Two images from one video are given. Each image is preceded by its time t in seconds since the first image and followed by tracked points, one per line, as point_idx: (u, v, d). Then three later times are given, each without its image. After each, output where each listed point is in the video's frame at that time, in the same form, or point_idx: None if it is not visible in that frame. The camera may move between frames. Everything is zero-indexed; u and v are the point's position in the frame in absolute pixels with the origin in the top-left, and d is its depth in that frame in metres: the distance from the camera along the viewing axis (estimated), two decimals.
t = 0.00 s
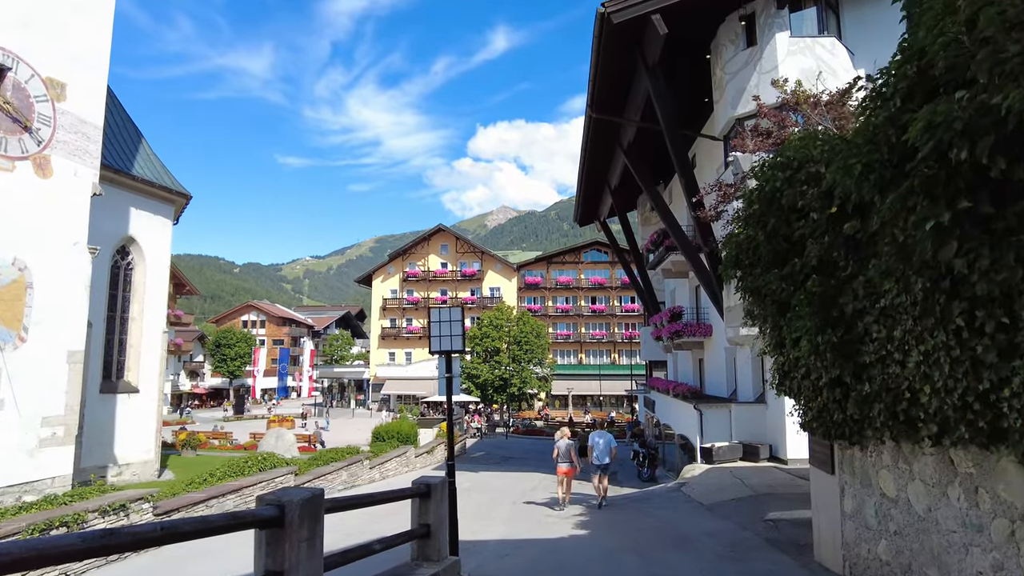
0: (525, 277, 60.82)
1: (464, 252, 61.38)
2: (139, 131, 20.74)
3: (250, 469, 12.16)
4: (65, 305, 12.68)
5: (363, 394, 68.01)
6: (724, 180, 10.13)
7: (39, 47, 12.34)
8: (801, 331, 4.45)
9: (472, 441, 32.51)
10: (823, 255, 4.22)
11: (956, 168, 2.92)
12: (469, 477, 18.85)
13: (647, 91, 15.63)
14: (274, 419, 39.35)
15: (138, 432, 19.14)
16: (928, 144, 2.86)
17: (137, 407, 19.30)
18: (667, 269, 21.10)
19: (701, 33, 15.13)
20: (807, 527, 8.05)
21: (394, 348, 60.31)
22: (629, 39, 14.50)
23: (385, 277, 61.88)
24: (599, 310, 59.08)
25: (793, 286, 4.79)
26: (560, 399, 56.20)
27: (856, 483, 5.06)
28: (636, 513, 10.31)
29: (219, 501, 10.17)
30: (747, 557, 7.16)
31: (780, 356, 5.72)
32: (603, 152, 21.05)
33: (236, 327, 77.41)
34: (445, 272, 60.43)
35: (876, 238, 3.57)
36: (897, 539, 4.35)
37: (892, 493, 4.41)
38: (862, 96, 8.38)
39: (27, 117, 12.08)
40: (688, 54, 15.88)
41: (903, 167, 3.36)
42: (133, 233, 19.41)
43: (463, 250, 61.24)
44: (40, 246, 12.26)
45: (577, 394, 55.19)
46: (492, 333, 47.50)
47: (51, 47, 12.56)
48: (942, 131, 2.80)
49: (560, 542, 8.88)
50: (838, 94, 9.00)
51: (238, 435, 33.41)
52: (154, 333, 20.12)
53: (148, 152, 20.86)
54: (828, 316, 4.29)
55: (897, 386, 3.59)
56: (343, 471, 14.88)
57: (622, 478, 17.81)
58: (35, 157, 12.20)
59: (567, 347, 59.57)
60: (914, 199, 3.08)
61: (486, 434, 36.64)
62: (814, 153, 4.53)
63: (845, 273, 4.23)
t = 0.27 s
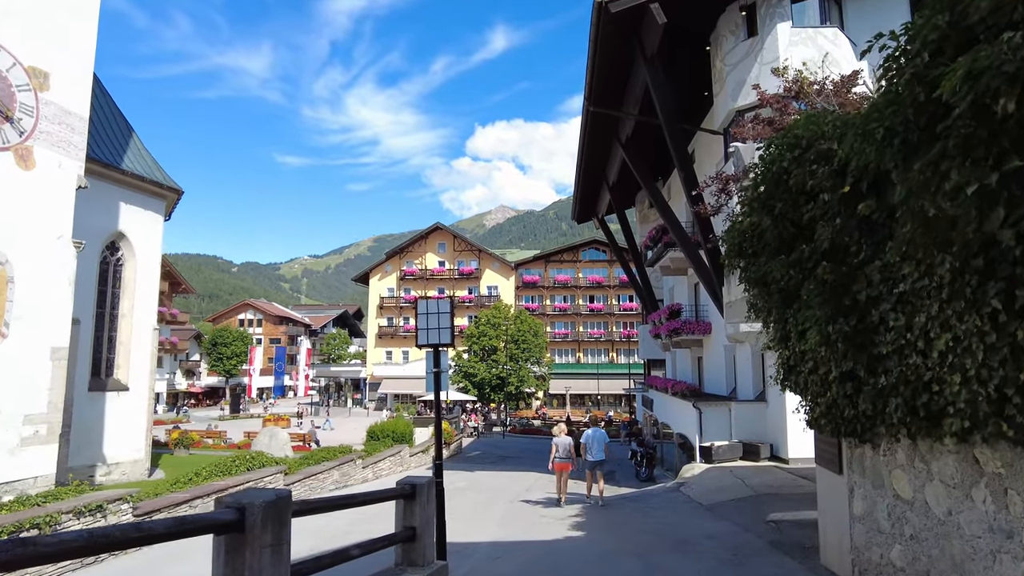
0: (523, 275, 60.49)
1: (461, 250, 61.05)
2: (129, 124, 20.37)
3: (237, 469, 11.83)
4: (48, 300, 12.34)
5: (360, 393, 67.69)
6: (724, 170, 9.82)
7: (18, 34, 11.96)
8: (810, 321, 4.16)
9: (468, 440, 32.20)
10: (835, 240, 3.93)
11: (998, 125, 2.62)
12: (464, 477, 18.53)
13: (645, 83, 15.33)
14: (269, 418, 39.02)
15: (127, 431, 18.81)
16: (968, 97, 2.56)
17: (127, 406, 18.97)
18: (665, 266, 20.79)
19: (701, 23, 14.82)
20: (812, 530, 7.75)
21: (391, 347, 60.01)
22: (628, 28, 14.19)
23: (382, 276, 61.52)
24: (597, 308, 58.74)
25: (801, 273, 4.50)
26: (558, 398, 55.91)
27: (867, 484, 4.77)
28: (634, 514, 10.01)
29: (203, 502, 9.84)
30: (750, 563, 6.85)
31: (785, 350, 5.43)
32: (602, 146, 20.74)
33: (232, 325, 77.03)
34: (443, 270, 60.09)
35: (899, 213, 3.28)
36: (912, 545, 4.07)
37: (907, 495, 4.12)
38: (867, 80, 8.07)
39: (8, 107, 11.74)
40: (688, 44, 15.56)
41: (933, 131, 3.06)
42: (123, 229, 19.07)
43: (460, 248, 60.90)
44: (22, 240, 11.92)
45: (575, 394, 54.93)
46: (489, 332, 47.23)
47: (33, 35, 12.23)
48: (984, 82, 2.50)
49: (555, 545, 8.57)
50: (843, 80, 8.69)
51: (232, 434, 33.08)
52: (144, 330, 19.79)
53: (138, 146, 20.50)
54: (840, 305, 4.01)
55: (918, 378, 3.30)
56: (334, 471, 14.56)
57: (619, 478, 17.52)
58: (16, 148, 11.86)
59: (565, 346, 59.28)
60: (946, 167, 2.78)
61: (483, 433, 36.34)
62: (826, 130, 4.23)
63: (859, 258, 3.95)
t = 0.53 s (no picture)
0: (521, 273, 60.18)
1: (459, 249, 60.75)
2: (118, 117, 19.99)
3: (224, 467, 11.54)
4: (30, 294, 12.01)
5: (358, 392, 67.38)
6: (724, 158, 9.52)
7: None
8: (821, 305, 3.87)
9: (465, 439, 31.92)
10: (848, 216, 3.64)
11: None
12: (459, 475, 18.25)
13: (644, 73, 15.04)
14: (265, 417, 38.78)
15: (116, 430, 18.49)
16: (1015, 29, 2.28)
17: (116, 404, 18.66)
18: (664, 262, 20.48)
19: (702, 12, 14.53)
20: (816, 529, 7.44)
21: (389, 346, 59.75)
22: (627, 16, 13.91)
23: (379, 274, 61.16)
24: (595, 307, 58.43)
25: (810, 254, 4.21)
26: (556, 396, 55.64)
27: (880, 481, 4.47)
28: (632, 513, 9.72)
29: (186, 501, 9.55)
30: (752, 564, 6.55)
31: (791, 340, 5.14)
32: (599, 140, 20.45)
33: (229, 324, 76.69)
34: (440, 268, 59.77)
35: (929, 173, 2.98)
36: (931, 547, 3.76)
37: (925, 493, 3.82)
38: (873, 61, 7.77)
39: None
40: (689, 34, 15.27)
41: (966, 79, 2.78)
42: (112, 223, 18.74)
43: (458, 246, 60.56)
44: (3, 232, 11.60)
45: (573, 392, 54.66)
46: (487, 332, 47.12)
47: (15, 20, 11.92)
48: None
49: (549, 545, 8.26)
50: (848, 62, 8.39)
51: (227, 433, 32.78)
52: (135, 326, 19.47)
53: (129, 140, 20.13)
54: (853, 287, 3.71)
55: (944, 362, 3.01)
56: (326, 469, 14.26)
57: (618, 477, 17.23)
58: None
59: (563, 345, 59.00)
60: (986, 117, 2.49)
61: (480, 432, 36.05)
62: (838, 98, 3.94)
63: (873, 236, 3.65)
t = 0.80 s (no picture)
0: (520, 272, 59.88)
1: (457, 246, 60.46)
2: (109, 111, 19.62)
3: (212, 466, 11.24)
4: (15, 288, 11.72)
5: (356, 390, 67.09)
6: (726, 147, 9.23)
7: None
8: (837, 290, 3.57)
9: (462, 438, 31.63)
10: (867, 192, 3.34)
11: None
12: (455, 474, 17.97)
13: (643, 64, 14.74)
14: (262, 415, 38.49)
15: (107, 428, 18.18)
16: None
17: (108, 401, 18.37)
18: (663, 258, 20.19)
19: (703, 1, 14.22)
20: (823, 531, 7.14)
21: (386, 344, 59.49)
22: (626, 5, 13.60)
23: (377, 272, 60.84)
24: (594, 305, 58.14)
25: (823, 236, 3.91)
26: (555, 395, 55.36)
27: (897, 481, 4.17)
28: (631, 513, 9.44)
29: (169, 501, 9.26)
30: (757, 567, 6.25)
31: (801, 330, 4.84)
32: (598, 134, 20.15)
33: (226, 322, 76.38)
34: (438, 266, 59.48)
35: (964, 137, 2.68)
36: (957, 552, 3.46)
37: (950, 494, 3.52)
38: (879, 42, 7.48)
39: None
40: (689, 25, 14.97)
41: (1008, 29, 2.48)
42: (103, 218, 18.42)
43: (456, 244, 60.25)
44: None
45: (571, 390, 54.41)
46: (485, 328, 46.70)
47: None
48: None
49: (545, 547, 7.96)
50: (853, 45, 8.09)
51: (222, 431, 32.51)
52: (127, 323, 19.16)
53: (120, 133, 19.80)
54: (873, 270, 3.42)
55: (979, 348, 2.71)
56: (319, 468, 13.96)
57: (617, 475, 16.95)
58: None
59: (562, 343, 58.70)
60: None
61: (478, 431, 35.78)
62: (855, 66, 3.64)
63: (894, 214, 3.36)
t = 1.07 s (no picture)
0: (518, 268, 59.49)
1: (455, 242, 60.08)
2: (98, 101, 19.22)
3: (198, 462, 10.90)
4: None
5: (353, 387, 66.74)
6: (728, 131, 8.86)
7: None
8: (859, 266, 3.23)
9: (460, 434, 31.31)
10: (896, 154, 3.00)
11: None
12: (451, 471, 17.63)
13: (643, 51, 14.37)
14: (257, 412, 38.14)
15: (96, 424, 17.83)
16: None
17: (97, 397, 18.02)
18: (663, 251, 19.84)
19: None
20: (832, 530, 6.79)
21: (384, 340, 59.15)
22: None
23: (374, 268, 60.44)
24: (593, 301, 57.78)
25: (843, 210, 3.57)
26: (553, 391, 55.02)
27: (918, 478, 3.83)
28: (630, 511, 9.09)
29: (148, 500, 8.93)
30: (764, 568, 5.90)
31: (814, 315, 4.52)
32: (597, 125, 19.80)
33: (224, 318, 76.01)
34: (437, 262, 59.12)
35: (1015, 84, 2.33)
36: (991, 558, 3.13)
37: (982, 492, 3.19)
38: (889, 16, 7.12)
39: None
40: (690, 11, 14.59)
41: None
42: (91, 210, 18.04)
43: (454, 240, 59.86)
44: None
45: (570, 387, 54.07)
46: (483, 324, 46.27)
47: None
48: None
49: (541, 547, 7.61)
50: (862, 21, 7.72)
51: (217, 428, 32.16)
52: (116, 317, 18.79)
53: (109, 123, 19.40)
54: (900, 244, 3.07)
55: None
56: (311, 465, 13.62)
57: (615, 472, 16.60)
58: None
59: (561, 339, 58.34)
60: None
61: (475, 427, 35.45)
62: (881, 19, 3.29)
63: (924, 181, 3.02)
